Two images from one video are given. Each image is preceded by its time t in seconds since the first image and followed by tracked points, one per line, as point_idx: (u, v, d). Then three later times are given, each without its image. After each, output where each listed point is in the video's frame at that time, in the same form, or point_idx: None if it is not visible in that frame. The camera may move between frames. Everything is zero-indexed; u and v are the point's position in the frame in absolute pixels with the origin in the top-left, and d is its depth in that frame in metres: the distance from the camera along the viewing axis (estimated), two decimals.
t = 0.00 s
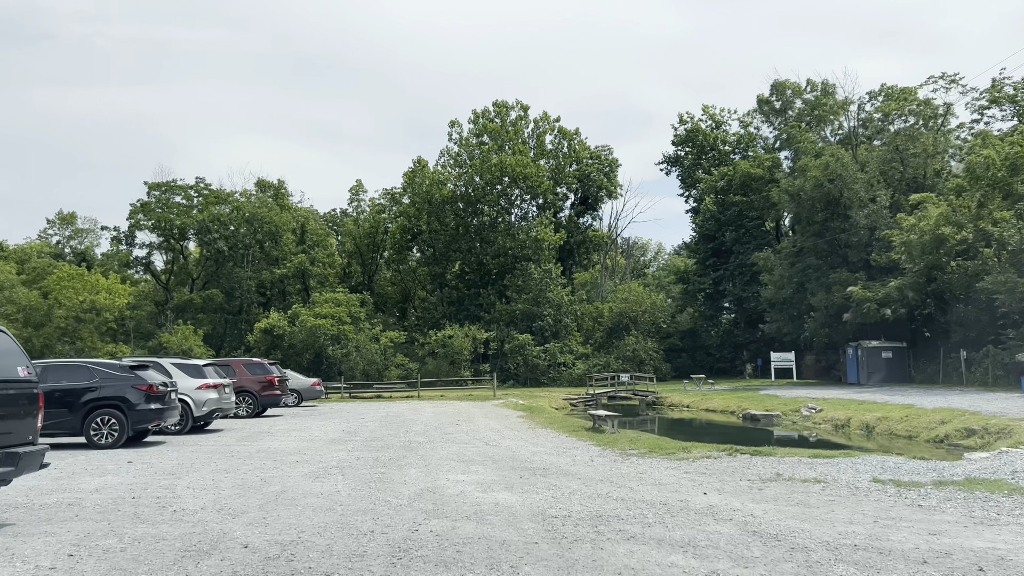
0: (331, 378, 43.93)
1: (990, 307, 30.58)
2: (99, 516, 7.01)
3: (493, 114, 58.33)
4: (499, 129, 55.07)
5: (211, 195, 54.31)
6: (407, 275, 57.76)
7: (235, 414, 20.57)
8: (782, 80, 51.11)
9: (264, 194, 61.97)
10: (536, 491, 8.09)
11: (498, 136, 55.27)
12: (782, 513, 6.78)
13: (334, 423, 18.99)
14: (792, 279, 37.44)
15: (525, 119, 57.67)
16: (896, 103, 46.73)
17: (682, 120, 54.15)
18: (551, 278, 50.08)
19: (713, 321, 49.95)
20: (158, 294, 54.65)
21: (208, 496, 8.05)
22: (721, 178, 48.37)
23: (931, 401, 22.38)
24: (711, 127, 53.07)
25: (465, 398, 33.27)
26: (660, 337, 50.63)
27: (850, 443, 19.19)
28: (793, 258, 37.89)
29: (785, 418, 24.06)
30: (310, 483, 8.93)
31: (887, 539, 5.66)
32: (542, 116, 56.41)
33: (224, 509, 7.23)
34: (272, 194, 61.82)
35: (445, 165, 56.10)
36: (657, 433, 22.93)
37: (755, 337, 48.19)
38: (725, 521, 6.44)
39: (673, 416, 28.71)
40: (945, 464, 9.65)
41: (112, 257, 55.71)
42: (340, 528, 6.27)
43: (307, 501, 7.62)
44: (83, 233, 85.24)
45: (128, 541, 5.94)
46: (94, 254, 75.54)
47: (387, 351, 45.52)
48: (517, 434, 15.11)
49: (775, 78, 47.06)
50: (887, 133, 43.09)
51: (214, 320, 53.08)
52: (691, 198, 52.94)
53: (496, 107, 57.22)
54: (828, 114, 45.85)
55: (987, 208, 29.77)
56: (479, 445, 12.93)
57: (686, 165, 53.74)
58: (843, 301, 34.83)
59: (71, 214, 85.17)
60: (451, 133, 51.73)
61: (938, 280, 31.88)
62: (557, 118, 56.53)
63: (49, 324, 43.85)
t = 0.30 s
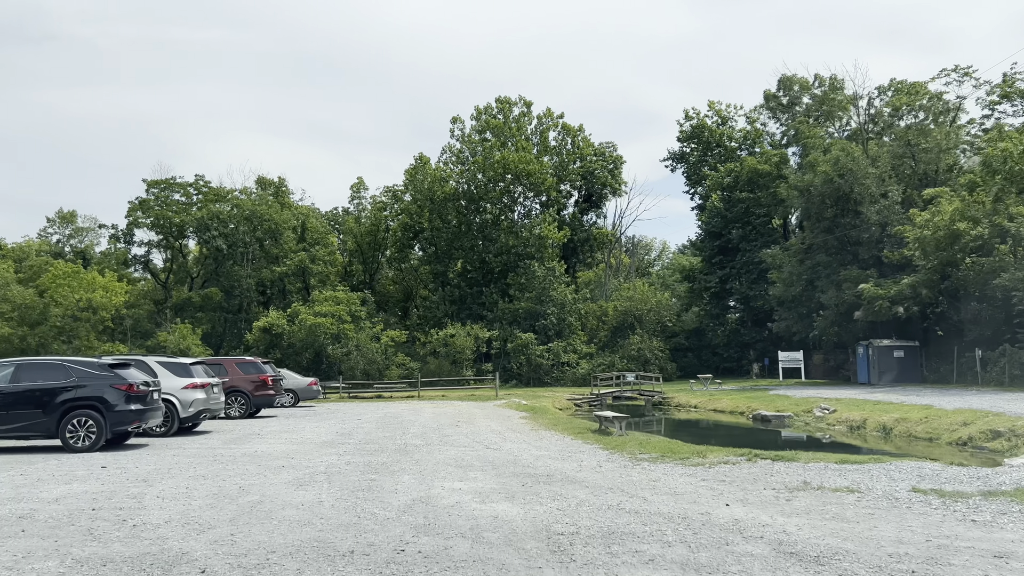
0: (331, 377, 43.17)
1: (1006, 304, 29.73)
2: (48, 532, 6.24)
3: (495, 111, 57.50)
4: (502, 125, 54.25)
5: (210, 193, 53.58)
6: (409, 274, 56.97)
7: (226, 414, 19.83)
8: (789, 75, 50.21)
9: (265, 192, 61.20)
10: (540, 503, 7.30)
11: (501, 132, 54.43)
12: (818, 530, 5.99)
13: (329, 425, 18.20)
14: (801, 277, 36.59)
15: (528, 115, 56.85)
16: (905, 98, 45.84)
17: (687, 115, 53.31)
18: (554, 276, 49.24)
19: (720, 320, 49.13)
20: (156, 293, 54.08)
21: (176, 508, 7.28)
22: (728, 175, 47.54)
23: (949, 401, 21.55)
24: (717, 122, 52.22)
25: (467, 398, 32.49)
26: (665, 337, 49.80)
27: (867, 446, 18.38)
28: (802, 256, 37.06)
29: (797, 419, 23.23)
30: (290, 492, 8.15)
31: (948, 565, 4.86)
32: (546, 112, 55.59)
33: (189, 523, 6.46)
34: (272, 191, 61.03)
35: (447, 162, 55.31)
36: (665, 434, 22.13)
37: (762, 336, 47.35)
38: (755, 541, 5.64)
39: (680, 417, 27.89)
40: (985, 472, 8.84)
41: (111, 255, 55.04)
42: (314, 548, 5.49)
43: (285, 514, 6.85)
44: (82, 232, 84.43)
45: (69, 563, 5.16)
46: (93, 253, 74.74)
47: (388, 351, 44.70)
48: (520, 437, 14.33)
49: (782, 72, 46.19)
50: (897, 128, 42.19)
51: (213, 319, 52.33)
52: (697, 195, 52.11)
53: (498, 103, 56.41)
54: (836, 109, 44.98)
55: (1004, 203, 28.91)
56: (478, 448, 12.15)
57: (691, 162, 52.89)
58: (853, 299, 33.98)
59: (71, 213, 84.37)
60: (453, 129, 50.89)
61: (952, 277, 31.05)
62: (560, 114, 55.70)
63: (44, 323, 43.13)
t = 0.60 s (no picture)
0: (331, 378, 42.46)
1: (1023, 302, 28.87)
2: None
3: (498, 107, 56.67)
4: (504, 122, 53.43)
5: (209, 190, 52.89)
6: (411, 273, 56.18)
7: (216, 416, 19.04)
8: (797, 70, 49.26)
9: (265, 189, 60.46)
10: (543, 518, 6.50)
11: (504, 129, 53.55)
12: (864, 555, 5.17)
13: (323, 427, 17.40)
14: (811, 275, 35.74)
15: (531, 112, 56.06)
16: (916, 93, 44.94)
17: (693, 112, 52.48)
18: (558, 275, 48.39)
19: (727, 319, 48.07)
20: (156, 293, 53.44)
21: (134, 523, 6.48)
22: (734, 172, 46.73)
23: (969, 403, 20.70)
24: (723, 119, 51.38)
25: (469, 399, 31.70)
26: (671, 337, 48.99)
27: (886, 449, 17.56)
28: (812, 253, 36.19)
29: (810, 421, 22.40)
30: (265, 505, 7.34)
31: None
32: (549, 109, 54.79)
33: (142, 544, 5.66)
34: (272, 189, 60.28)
35: (449, 159, 54.53)
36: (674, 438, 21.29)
37: (770, 336, 46.49)
38: (792, 568, 4.86)
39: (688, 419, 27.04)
40: None
41: (109, 254, 54.40)
42: None
43: (254, 531, 6.05)
44: (83, 230, 83.73)
45: None
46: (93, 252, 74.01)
47: (388, 351, 43.90)
48: (523, 440, 13.53)
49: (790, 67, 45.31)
50: (908, 123, 41.30)
51: (212, 319, 51.62)
52: (703, 193, 51.26)
53: (501, 100, 55.58)
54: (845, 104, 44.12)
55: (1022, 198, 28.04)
56: (477, 453, 11.34)
57: (697, 159, 52.07)
58: (865, 298, 33.13)
59: (71, 213, 83.70)
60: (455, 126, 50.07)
61: (967, 275, 30.19)
62: (564, 111, 54.84)
63: (39, 323, 42.45)
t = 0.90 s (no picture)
0: (330, 379, 41.70)
1: None
2: None
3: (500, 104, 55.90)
4: (506, 119, 52.67)
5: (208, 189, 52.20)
6: (413, 273, 55.44)
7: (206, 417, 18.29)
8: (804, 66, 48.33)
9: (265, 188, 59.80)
10: (545, 537, 5.72)
11: (506, 127, 52.65)
12: None
13: (317, 429, 16.67)
14: (820, 273, 34.93)
15: (534, 109, 55.31)
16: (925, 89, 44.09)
17: (698, 109, 51.70)
18: (561, 274, 47.58)
19: (733, 319, 47.28)
20: (154, 293, 52.79)
21: (81, 542, 5.72)
22: (740, 170, 45.92)
23: (989, 405, 19.90)
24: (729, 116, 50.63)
25: (471, 400, 30.96)
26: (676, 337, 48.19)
27: (904, 453, 16.77)
28: (821, 251, 35.39)
29: (823, 423, 21.61)
30: (234, 518, 6.58)
31: None
32: (553, 106, 54.01)
33: (82, 568, 4.90)
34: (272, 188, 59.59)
35: (451, 157, 53.77)
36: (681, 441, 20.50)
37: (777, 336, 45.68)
38: None
39: (694, 421, 26.29)
40: None
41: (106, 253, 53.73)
42: None
43: (213, 553, 5.28)
44: (83, 230, 83.10)
45: None
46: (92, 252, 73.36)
47: (388, 351, 43.06)
48: (525, 444, 12.79)
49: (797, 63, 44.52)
50: (918, 118, 40.47)
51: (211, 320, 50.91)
52: (708, 191, 50.45)
53: (503, 97, 54.80)
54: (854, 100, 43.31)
55: None
56: (474, 459, 10.58)
57: (702, 156, 51.27)
58: (875, 297, 32.32)
59: (70, 213, 83.08)
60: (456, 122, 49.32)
61: (982, 273, 29.35)
62: (567, 108, 54.04)
63: (33, 322, 41.72)
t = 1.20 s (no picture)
0: (330, 380, 40.95)
1: None
2: None
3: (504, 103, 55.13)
4: (510, 116, 51.88)
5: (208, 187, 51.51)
6: (416, 274, 54.71)
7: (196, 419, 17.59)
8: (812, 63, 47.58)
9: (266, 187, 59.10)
10: (555, 566, 4.93)
11: (510, 125, 51.90)
12: None
13: (312, 433, 15.91)
14: (833, 273, 34.06)
15: (538, 107, 54.54)
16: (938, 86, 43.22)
17: (706, 106, 50.89)
18: (565, 274, 46.75)
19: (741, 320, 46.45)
20: (153, 293, 52.09)
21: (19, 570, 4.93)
22: (748, 168, 45.10)
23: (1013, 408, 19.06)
24: (736, 114, 49.82)
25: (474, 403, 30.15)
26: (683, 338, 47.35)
27: (928, 458, 15.95)
28: (833, 250, 34.52)
29: (839, 427, 20.77)
30: (203, 539, 5.80)
31: None
32: (557, 104, 53.25)
33: None
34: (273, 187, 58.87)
35: (454, 156, 53.00)
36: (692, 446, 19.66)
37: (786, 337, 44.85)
38: None
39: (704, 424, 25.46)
40: None
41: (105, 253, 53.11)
42: None
43: None
44: (83, 231, 82.42)
45: None
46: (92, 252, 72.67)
47: (390, 352, 42.24)
48: (530, 450, 12.02)
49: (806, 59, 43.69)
50: (930, 115, 39.59)
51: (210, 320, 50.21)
52: (715, 190, 49.63)
53: (507, 95, 54.04)
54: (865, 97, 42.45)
55: None
56: (475, 468, 9.82)
57: (710, 154, 50.44)
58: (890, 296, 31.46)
59: (71, 213, 82.40)
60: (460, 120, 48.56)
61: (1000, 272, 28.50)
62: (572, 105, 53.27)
63: (29, 322, 41.01)
